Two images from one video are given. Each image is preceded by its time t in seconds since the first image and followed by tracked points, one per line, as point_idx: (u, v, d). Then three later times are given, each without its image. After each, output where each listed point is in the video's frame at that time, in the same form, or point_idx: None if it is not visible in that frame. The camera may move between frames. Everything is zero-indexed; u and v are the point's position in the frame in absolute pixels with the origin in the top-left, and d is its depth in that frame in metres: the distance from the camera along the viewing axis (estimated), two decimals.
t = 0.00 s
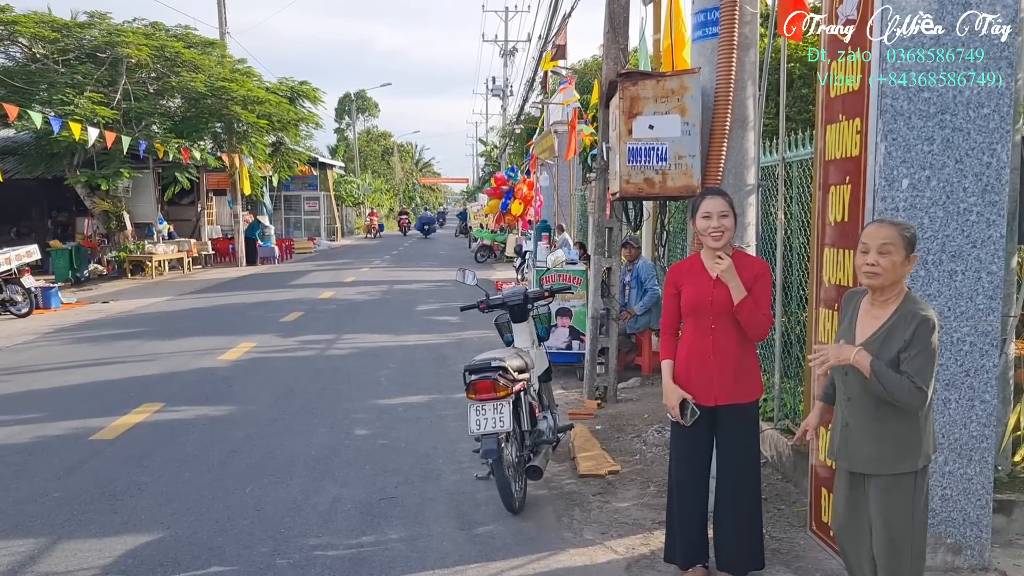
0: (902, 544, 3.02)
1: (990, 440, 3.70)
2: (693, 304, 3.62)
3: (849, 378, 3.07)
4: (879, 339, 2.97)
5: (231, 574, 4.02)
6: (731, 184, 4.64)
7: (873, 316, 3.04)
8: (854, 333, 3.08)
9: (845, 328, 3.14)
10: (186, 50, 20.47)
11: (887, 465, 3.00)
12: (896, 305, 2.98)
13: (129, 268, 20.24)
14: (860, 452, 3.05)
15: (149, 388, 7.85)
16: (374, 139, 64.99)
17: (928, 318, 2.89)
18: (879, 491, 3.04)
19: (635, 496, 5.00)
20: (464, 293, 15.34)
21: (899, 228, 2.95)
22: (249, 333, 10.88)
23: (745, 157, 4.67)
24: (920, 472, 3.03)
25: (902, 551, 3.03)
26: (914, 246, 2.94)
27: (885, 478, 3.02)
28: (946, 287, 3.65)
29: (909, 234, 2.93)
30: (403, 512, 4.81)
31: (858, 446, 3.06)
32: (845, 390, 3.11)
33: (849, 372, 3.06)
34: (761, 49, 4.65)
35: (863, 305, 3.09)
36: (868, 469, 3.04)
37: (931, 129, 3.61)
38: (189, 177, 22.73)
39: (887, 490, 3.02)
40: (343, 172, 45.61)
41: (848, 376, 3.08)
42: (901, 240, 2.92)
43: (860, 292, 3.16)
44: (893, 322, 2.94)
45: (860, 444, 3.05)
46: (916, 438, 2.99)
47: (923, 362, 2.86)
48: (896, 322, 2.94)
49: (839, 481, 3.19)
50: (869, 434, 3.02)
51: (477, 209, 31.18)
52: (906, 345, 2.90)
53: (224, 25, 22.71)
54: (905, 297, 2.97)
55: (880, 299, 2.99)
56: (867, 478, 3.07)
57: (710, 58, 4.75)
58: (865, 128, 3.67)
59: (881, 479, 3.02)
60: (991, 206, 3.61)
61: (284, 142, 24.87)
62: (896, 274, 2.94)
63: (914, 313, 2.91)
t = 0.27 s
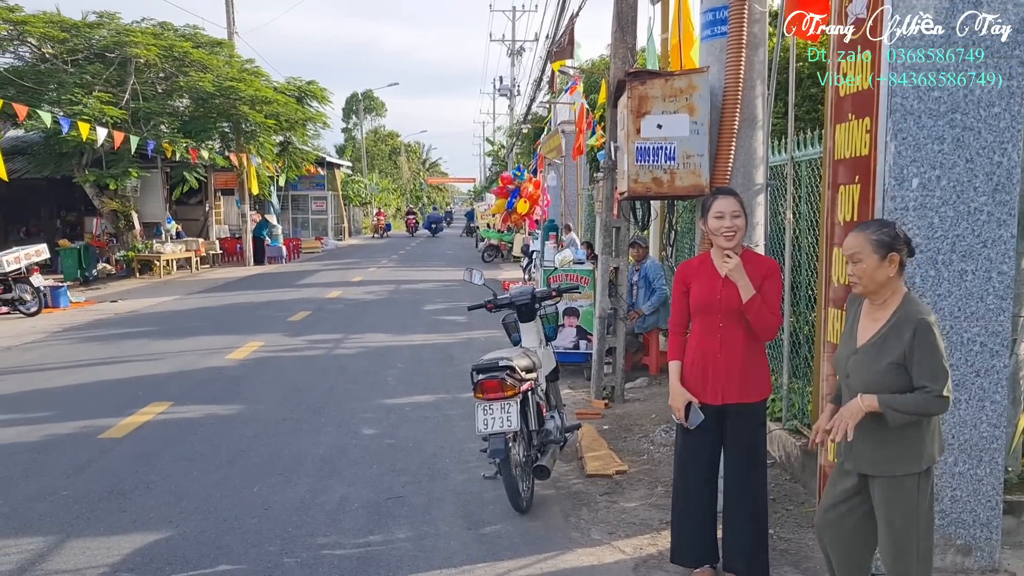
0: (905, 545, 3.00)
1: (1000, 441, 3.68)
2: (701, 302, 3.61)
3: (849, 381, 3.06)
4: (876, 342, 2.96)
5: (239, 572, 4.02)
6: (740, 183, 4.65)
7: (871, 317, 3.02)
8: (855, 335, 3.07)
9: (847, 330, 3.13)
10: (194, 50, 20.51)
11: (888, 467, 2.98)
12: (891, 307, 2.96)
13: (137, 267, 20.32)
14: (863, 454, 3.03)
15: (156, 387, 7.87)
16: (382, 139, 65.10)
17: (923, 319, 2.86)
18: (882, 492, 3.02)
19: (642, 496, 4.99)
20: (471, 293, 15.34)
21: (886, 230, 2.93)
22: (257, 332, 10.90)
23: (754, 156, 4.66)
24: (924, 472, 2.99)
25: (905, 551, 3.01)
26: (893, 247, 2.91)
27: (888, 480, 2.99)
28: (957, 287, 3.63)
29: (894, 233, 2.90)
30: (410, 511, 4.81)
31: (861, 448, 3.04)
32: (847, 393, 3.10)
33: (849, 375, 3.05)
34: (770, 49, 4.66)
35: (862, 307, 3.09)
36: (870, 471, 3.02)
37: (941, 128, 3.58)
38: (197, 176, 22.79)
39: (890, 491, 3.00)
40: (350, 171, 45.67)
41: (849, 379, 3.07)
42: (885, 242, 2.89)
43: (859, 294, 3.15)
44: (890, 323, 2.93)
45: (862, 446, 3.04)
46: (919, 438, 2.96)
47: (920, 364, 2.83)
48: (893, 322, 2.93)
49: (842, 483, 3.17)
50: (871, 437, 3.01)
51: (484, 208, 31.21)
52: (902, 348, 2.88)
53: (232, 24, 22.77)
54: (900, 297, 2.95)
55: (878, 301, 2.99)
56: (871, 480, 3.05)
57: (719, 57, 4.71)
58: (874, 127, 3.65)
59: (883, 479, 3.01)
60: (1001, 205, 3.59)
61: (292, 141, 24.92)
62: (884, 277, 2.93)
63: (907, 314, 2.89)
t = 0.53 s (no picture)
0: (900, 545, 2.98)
1: (1011, 442, 3.66)
2: (713, 302, 3.59)
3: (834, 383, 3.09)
4: (858, 343, 2.99)
5: (247, 572, 4.02)
6: (748, 182, 4.64)
7: (855, 319, 3.05)
8: (839, 337, 3.10)
9: (834, 333, 3.16)
10: (202, 50, 20.56)
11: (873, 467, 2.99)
12: (872, 309, 2.99)
13: (146, 267, 20.39)
14: (851, 455, 3.05)
15: (165, 386, 7.88)
16: (389, 139, 65.15)
17: (900, 319, 2.89)
18: (873, 492, 3.01)
19: (650, 497, 4.98)
20: (478, 292, 15.33)
21: (858, 233, 2.97)
22: (264, 332, 10.91)
23: (763, 155, 4.66)
24: (913, 472, 2.99)
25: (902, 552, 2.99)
26: (865, 250, 2.94)
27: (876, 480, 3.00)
28: (968, 287, 3.60)
29: (864, 236, 2.94)
30: (418, 511, 4.81)
31: (849, 449, 3.06)
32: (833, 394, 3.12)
33: (834, 377, 3.08)
34: (779, 47, 4.66)
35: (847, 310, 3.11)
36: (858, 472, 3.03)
37: (952, 127, 3.56)
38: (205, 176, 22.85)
39: (881, 492, 2.99)
40: (357, 171, 45.70)
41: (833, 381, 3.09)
42: (854, 246, 2.94)
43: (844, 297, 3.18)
44: (869, 325, 2.96)
45: (849, 448, 3.05)
46: (905, 438, 2.96)
47: (895, 365, 2.87)
48: (873, 323, 2.95)
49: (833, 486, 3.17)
50: (856, 437, 3.03)
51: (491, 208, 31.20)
52: (880, 349, 2.91)
53: (240, 25, 22.82)
54: (879, 298, 2.97)
55: (858, 303, 3.02)
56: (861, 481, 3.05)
57: (728, 56, 4.71)
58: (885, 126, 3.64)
59: (873, 480, 3.01)
60: (1013, 205, 3.57)
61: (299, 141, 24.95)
62: (856, 280, 2.97)
63: (885, 315, 2.92)
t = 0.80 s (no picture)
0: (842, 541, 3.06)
1: (1021, 443, 3.65)
2: (724, 305, 3.58)
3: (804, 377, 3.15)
4: (825, 340, 3.04)
5: (255, 573, 4.03)
6: (756, 183, 4.62)
7: (829, 315, 3.09)
8: (815, 332, 3.15)
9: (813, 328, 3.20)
10: (210, 52, 20.63)
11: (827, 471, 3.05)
12: (842, 306, 3.02)
13: (154, 268, 20.47)
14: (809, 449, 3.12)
15: (172, 387, 7.91)
16: (396, 140, 65.25)
17: (863, 318, 2.91)
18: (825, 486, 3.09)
19: (658, 498, 4.97)
20: (485, 293, 15.33)
21: (832, 230, 3.01)
22: (271, 332, 10.94)
23: (771, 155, 4.64)
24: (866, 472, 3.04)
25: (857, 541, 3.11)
26: (835, 249, 2.97)
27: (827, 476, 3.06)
28: (978, 287, 3.59)
29: (837, 236, 2.97)
30: (425, 511, 4.81)
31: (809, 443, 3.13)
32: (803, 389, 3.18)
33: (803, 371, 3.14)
34: (787, 47, 4.64)
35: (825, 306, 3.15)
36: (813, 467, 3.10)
37: (961, 127, 3.54)
38: (213, 177, 22.92)
39: (832, 488, 3.06)
40: (364, 172, 45.79)
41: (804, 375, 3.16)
42: (826, 244, 2.98)
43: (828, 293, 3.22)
44: (835, 322, 3.00)
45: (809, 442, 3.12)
46: (861, 439, 3.02)
47: (851, 364, 2.91)
48: (838, 322, 3.00)
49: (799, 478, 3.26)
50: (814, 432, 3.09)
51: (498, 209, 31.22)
52: (840, 346, 2.95)
53: (248, 26, 22.90)
54: (850, 298, 3.00)
55: (831, 300, 3.06)
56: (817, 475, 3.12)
57: (736, 56, 4.70)
58: (894, 126, 3.60)
59: (826, 476, 3.07)
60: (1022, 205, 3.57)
61: (306, 142, 24.99)
62: (826, 278, 3.02)
63: (850, 313, 2.95)
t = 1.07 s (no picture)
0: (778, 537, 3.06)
1: None
2: (733, 309, 3.59)
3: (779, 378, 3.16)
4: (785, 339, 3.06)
5: (262, 572, 4.04)
6: (764, 185, 4.55)
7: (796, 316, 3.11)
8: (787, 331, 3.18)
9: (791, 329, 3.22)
10: (216, 52, 20.69)
11: (815, 488, 2.97)
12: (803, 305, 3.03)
13: (160, 268, 20.54)
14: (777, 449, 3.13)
15: (179, 387, 7.93)
16: (402, 140, 65.33)
17: (814, 316, 2.90)
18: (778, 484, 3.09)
19: (664, 498, 4.96)
20: (491, 293, 15.34)
21: (793, 232, 3.05)
22: (277, 332, 10.96)
23: (779, 155, 4.57)
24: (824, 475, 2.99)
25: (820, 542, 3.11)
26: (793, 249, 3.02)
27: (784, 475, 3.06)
28: (986, 288, 3.58)
29: (796, 236, 3.01)
30: (431, 511, 4.81)
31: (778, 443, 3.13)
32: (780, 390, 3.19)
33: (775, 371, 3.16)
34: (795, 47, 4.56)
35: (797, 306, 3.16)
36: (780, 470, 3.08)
37: (969, 127, 3.53)
38: (219, 178, 22.98)
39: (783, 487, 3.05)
40: (370, 172, 45.86)
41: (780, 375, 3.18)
42: (785, 245, 3.04)
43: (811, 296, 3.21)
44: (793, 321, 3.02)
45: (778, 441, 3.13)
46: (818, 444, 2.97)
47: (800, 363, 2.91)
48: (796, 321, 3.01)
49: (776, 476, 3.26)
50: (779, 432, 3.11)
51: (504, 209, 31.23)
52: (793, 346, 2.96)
53: (254, 27, 22.95)
54: (810, 298, 3.01)
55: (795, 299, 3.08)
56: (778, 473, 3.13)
57: (743, 56, 4.68)
58: (901, 126, 3.59)
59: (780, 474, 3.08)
60: None
61: (313, 142, 25.03)
62: (785, 278, 3.06)
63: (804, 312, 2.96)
